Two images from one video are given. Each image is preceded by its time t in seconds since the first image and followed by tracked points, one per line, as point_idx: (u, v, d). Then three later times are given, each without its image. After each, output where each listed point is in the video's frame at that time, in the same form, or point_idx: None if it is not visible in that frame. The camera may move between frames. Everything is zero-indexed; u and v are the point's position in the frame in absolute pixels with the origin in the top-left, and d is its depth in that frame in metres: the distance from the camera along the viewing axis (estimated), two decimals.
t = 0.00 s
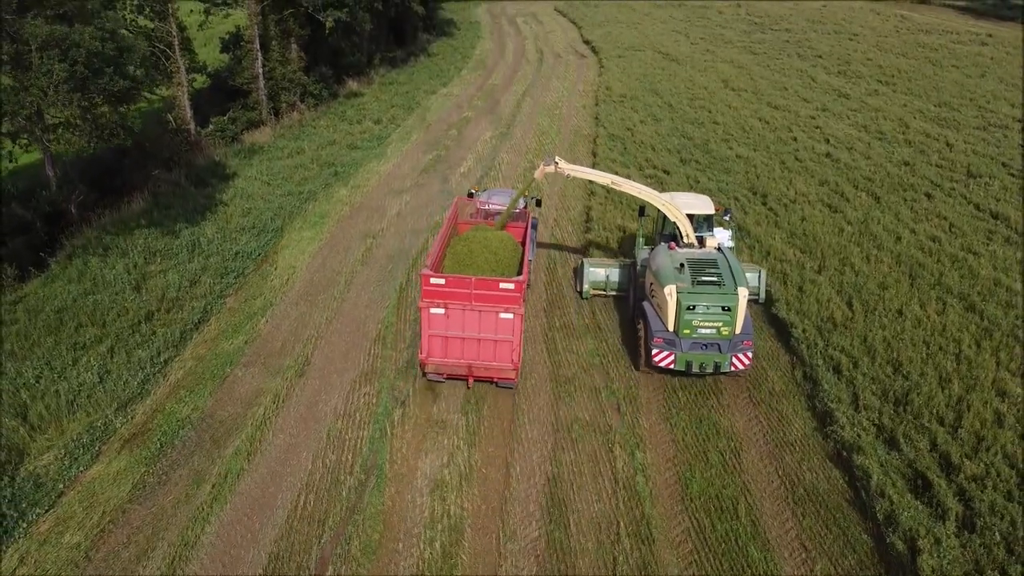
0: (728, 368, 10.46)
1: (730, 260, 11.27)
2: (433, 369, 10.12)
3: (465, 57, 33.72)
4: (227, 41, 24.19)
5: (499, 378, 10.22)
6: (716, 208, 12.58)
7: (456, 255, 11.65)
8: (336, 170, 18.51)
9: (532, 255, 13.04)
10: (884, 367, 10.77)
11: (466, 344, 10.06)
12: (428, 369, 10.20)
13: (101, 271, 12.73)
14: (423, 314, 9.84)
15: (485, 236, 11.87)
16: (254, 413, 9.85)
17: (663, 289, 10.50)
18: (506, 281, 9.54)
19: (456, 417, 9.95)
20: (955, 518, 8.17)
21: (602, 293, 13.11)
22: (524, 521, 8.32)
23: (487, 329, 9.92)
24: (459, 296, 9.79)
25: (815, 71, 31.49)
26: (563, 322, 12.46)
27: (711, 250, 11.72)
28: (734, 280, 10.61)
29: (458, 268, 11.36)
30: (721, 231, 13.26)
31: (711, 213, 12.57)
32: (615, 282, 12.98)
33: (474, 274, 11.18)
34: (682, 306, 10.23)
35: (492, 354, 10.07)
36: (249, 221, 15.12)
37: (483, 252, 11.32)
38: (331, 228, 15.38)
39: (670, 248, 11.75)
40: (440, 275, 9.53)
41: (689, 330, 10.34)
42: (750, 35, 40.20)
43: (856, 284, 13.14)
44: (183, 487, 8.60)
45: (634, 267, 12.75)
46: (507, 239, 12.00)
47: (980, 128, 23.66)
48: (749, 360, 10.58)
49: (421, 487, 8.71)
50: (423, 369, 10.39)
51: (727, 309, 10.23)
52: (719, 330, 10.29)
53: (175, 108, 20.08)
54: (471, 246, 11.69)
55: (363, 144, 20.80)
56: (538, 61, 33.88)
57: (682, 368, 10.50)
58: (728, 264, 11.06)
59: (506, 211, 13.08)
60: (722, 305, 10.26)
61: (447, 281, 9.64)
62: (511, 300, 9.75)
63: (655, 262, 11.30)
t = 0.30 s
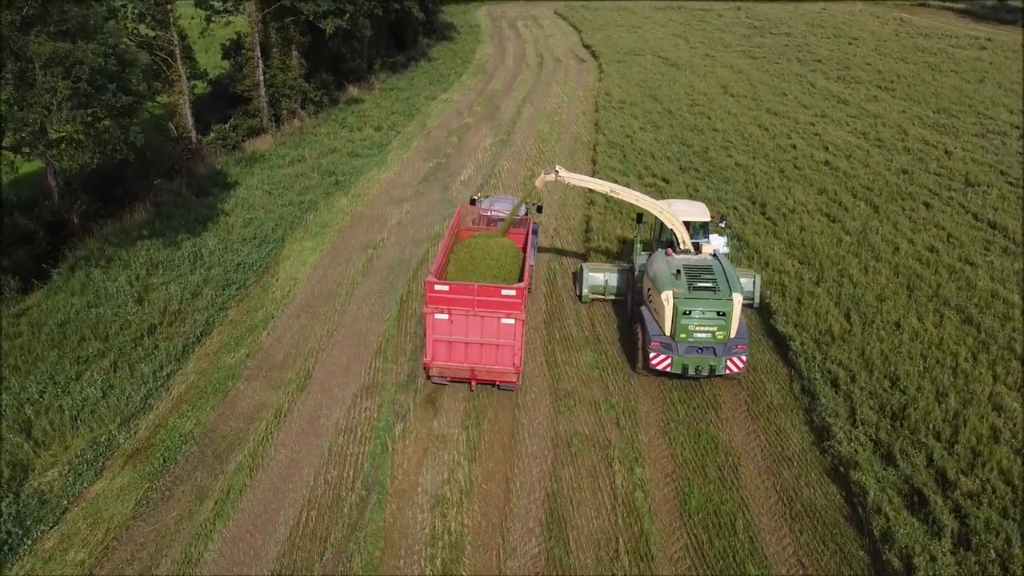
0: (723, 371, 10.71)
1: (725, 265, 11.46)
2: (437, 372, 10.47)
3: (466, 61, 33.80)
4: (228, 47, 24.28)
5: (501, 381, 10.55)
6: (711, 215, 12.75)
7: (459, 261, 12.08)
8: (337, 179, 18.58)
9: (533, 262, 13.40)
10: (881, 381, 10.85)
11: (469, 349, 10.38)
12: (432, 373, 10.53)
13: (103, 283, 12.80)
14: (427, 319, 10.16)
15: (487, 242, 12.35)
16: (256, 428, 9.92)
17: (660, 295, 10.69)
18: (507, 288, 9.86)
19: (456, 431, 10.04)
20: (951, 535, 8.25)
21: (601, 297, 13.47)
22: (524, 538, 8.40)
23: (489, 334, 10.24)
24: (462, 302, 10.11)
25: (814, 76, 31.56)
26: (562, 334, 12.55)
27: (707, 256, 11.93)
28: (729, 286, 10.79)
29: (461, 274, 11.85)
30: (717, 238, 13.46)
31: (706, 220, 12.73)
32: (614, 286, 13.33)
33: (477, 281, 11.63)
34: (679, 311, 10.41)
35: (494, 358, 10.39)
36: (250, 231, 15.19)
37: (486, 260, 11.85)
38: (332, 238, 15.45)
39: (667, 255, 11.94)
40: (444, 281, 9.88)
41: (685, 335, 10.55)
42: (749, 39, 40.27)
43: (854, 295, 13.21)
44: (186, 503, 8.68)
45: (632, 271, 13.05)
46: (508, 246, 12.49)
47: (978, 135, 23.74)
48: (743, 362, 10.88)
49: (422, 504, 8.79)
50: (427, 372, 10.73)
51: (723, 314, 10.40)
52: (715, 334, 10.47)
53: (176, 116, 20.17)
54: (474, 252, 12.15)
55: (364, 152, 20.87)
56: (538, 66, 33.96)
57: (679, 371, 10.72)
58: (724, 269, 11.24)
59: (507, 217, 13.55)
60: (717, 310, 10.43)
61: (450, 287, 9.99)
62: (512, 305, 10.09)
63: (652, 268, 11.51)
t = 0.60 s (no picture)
0: (719, 374, 10.95)
1: (721, 272, 11.79)
2: (441, 375, 10.83)
3: (466, 66, 33.89)
4: (229, 54, 24.55)
5: (504, 384, 10.89)
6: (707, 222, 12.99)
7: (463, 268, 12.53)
8: (338, 188, 18.65)
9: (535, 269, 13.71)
10: (878, 394, 10.93)
11: (473, 353, 10.73)
12: (437, 375, 10.90)
13: (105, 295, 12.89)
14: (433, 323, 10.54)
15: (490, 249, 12.78)
16: (258, 442, 10.00)
17: (657, 300, 11.02)
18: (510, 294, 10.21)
19: (457, 445, 10.13)
20: (946, 552, 8.34)
21: (600, 301, 13.74)
22: (524, 554, 8.48)
23: (493, 338, 10.59)
24: (467, 307, 10.48)
25: (813, 81, 31.65)
26: (562, 346, 12.63)
27: (702, 262, 12.31)
28: (724, 292, 11.11)
29: (464, 280, 12.27)
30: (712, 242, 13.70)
31: (702, 227, 12.97)
32: (613, 290, 13.62)
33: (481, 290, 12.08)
34: (675, 315, 10.71)
35: (498, 362, 10.73)
36: (251, 241, 15.27)
37: (489, 269, 12.30)
38: (333, 248, 15.52)
39: (664, 261, 12.31)
40: (449, 288, 10.31)
41: (681, 339, 10.81)
42: (749, 43, 40.34)
43: (852, 306, 13.30)
44: (189, 519, 8.76)
45: (630, 275, 13.36)
46: (511, 251, 12.91)
47: (977, 142, 23.82)
48: (738, 367, 11.16)
49: (423, 519, 8.87)
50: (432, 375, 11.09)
51: (718, 319, 10.70)
52: (710, 338, 10.73)
53: (178, 123, 20.36)
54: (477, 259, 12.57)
55: (364, 159, 20.95)
56: (538, 70, 34.03)
57: (676, 374, 10.97)
58: (719, 276, 11.56)
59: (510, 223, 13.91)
60: (712, 315, 10.73)
61: (455, 294, 10.42)
62: (515, 311, 10.43)
63: (650, 274, 11.84)
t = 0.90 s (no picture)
0: (714, 377, 11.36)
1: (716, 277, 12.14)
2: (446, 379, 11.20)
3: (466, 70, 33.99)
4: (230, 61, 24.86)
5: (506, 387, 11.24)
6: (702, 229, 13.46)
7: (466, 274, 13.02)
8: (339, 196, 18.73)
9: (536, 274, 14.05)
10: (875, 408, 11.02)
11: (476, 357, 11.05)
12: (441, 379, 11.27)
13: (108, 306, 12.98)
14: (437, 329, 10.86)
15: (492, 257, 13.38)
16: (260, 456, 10.08)
17: (654, 305, 11.38)
18: (512, 301, 10.47)
19: (457, 459, 10.22)
20: (942, 568, 8.42)
21: (599, 305, 14.09)
22: (524, 570, 8.57)
23: (495, 343, 10.89)
24: (470, 314, 10.76)
25: (813, 87, 31.74)
26: (562, 358, 12.71)
27: (697, 268, 12.74)
28: (720, 296, 11.46)
29: (468, 286, 12.65)
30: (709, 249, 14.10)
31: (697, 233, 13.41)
32: (611, 295, 13.92)
33: (482, 294, 12.52)
34: (672, 320, 11.08)
35: (500, 366, 11.05)
36: (253, 252, 15.35)
37: (489, 272, 12.81)
38: (334, 259, 15.60)
39: (661, 267, 12.67)
40: (452, 295, 10.58)
41: (677, 342, 11.21)
42: (749, 47, 40.43)
43: (850, 318, 13.39)
44: (192, 534, 8.85)
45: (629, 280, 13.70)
46: (511, 258, 13.46)
47: (975, 149, 23.90)
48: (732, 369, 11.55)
49: (424, 535, 8.95)
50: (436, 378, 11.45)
51: (713, 323, 11.08)
52: (705, 342, 11.14)
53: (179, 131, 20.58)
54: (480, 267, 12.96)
55: (365, 167, 21.04)
56: (538, 75, 34.13)
57: (672, 376, 11.39)
58: (715, 280, 11.91)
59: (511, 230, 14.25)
60: (707, 320, 11.11)
61: (459, 300, 10.66)
62: (517, 317, 10.73)
63: (648, 278, 12.17)
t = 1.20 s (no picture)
0: (709, 379, 11.69)
1: (711, 282, 12.53)
2: (449, 382, 11.45)
3: (466, 75, 34.05)
4: (231, 67, 25.02)
5: (507, 390, 11.51)
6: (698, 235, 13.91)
7: (468, 279, 13.25)
8: (340, 205, 18.81)
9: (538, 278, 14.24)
10: (872, 420, 11.11)
11: (478, 360, 11.37)
12: (444, 382, 11.52)
13: (111, 317, 13.06)
14: (441, 333, 11.22)
15: (494, 261, 13.59)
16: (263, 470, 10.17)
17: (651, 309, 11.76)
18: (514, 306, 10.86)
19: (457, 473, 10.31)
20: None
21: (598, 308, 14.44)
22: None
23: (497, 347, 11.25)
24: (473, 318, 11.15)
25: (812, 92, 31.81)
26: (561, 370, 12.78)
27: (694, 273, 12.97)
28: (715, 301, 11.86)
29: (471, 291, 12.94)
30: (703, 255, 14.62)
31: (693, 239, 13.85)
32: (609, 299, 14.30)
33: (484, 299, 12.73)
34: (668, 324, 11.44)
35: (501, 369, 11.35)
36: (254, 262, 15.43)
37: (492, 277, 13.04)
38: (335, 269, 15.67)
39: (658, 271, 13.01)
40: (456, 300, 10.98)
41: (673, 346, 11.57)
42: (748, 51, 40.50)
43: (848, 329, 13.48)
44: (195, 549, 8.93)
45: (627, 285, 14.07)
46: (513, 263, 13.69)
47: (973, 155, 23.97)
48: (727, 372, 11.82)
49: (425, 549, 9.05)
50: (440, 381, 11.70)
51: (708, 327, 11.46)
52: (700, 346, 11.52)
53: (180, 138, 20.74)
54: (481, 271, 13.18)
55: (366, 175, 21.12)
56: (539, 79, 34.19)
57: (668, 379, 11.72)
58: (710, 286, 12.31)
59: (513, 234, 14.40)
60: (703, 324, 11.49)
61: (462, 306, 11.08)
62: (519, 322, 11.11)
63: (645, 284, 12.57)
